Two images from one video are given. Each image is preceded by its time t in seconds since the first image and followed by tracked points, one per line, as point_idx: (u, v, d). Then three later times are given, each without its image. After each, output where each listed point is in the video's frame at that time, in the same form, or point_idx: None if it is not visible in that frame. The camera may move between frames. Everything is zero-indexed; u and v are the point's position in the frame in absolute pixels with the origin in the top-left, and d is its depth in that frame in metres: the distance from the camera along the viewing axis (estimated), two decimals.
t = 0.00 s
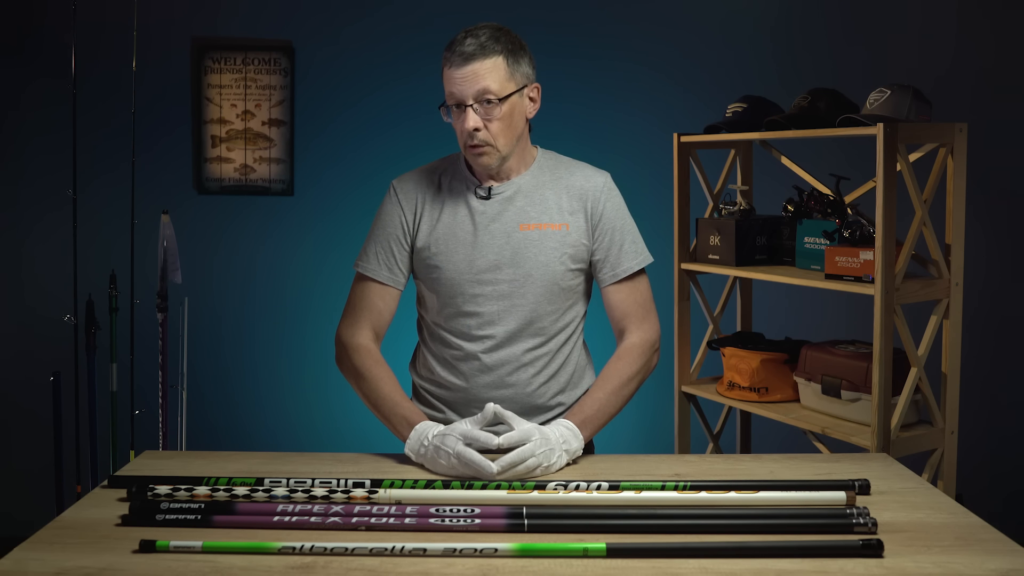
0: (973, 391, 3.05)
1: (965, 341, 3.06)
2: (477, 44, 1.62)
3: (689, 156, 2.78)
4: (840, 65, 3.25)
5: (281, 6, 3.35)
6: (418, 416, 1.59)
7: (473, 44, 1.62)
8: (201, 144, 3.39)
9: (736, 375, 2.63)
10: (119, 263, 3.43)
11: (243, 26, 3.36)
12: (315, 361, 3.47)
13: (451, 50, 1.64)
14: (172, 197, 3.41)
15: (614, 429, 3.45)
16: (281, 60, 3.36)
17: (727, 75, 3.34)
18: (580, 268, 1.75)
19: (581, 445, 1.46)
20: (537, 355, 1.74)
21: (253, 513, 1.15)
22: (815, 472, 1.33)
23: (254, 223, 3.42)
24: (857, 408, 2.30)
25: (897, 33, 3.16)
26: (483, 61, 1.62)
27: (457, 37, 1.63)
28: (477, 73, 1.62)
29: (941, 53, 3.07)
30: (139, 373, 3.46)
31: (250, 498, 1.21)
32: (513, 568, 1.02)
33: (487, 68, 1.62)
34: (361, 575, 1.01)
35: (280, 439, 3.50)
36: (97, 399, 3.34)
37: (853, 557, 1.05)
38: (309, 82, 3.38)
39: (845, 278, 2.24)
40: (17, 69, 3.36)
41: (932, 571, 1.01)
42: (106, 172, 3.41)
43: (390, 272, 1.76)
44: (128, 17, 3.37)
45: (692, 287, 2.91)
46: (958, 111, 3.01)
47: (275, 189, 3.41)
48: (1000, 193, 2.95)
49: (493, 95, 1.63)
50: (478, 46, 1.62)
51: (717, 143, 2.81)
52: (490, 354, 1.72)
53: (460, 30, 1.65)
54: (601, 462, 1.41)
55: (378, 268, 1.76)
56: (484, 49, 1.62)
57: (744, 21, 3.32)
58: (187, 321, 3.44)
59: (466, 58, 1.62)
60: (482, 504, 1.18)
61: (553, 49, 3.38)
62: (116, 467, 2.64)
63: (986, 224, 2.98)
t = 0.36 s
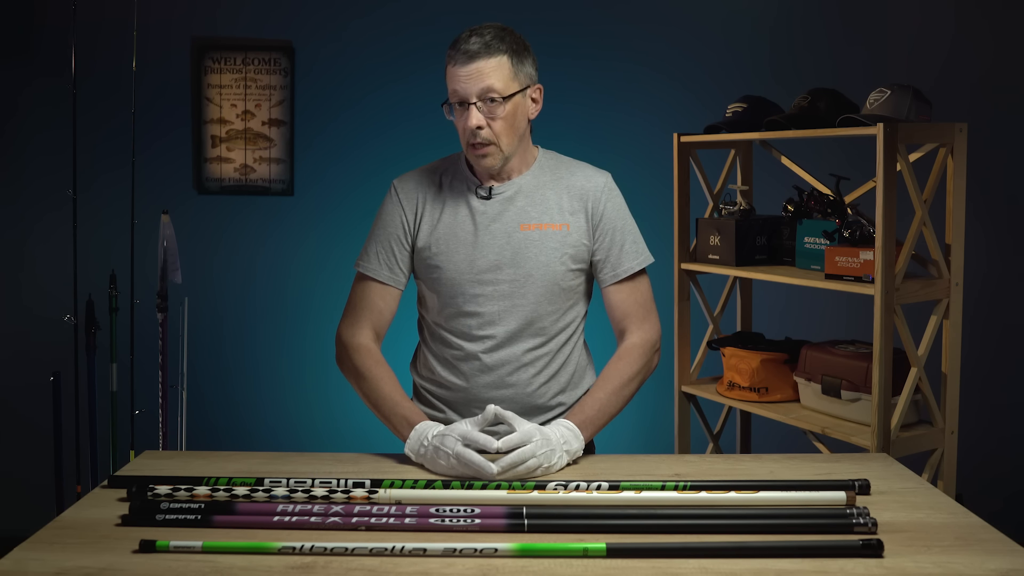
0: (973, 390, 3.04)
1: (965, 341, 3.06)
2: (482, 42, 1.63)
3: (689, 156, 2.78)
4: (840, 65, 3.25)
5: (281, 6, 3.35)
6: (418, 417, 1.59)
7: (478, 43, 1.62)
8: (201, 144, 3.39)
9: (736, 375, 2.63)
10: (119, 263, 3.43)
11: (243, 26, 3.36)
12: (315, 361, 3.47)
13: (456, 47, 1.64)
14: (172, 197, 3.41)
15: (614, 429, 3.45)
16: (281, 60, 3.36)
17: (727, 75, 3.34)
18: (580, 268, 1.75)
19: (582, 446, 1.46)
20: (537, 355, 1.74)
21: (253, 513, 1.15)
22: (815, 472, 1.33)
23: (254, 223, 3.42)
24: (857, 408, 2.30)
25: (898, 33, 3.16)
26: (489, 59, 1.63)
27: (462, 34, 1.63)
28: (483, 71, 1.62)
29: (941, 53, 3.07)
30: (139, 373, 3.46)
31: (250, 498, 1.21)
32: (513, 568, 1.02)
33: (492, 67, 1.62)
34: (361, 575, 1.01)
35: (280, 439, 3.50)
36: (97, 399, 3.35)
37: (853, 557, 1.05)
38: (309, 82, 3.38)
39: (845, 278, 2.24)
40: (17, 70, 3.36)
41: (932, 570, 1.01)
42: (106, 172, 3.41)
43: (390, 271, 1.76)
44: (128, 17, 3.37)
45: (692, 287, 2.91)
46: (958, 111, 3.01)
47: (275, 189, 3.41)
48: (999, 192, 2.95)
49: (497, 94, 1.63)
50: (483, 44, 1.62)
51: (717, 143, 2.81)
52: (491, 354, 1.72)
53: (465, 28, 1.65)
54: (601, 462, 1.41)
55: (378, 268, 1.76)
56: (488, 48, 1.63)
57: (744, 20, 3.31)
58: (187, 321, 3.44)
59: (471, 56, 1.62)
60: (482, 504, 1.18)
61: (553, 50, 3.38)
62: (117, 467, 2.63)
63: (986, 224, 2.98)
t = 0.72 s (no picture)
0: (974, 390, 3.04)
1: (965, 341, 3.05)
2: (500, 39, 1.65)
3: (689, 156, 2.78)
4: (840, 64, 3.25)
5: (281, 6, 3.35)
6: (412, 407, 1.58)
7: (495, 40, 1.64)
8: (201, 144, 3.39)
9: (736, 375, 2.63)
10: (119, 263, 3.43)
11: (243, 26, 3.36)
12: (315, 361, 3.47)
13: (473, 41, 1.65)
14: (172, 197, 3.41)
15: (614, 429, 3.45)
16: (281, 60, 3.36)
17: (727, 75, 3.34)
18: (581, 269, 1.75)
19: (582, 438, 1.47)
20: (537, 356, 1.73)
21: (254, 513, 1.15)
22: (815, 472, 1.33)
23: (254, 223, 3.42)
24: (857, 408, 2.30)
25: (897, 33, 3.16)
26: (505, 56, 1.64)
27: (480, 29, 1.65)
28: (498, 66, 1.63)
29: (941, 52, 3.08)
30: (140, 373, 3.46)
31: (250, 498, 1.21)
32: (513, 568, 1.02)
33: (507, 63, 1.64)
34: (361, 575, 1.01)
35: (280, 439, 3.50)
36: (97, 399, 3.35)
37: (853, 557, 1.05)
38: (308, 82, 3.38)
39: (845, 278, 2.24)
40: (17, 70, 3.36)
41: (932, 570, 1.01)
42: (105, 172, 3.41)
43: (390, 272, 1.76)
44: (128, 17, 3.37)
45: (692, 287, 2.91)
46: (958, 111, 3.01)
47: (275, 189, 3.41)
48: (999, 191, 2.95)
49: (510, 90, 1.64)
50: (501, 41, 1.65)
51: (717, 143, 2.81)
52: (491, 355, 1.73)
53: (481, 26, 1.67)
54: (601, 462, 1.41)
55: (378, 269, 1.76)
56: (505, 46, 1.65)
57: (744, 20, 3.31)
58: (187, 322, 3.44)
59: (487, 51, 1.64)
60: (482, 504, 1.18)
61: (553, 50, 3.38)
62: (117, 467, 2.63)
63: (986, 223, 2.98)
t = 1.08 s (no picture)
0: (974, 390, 3.04)
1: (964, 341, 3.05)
2: (528, 43, 1.64)
3: (689, 156, 2.78)
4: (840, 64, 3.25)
5: (281, 6, 3.35)
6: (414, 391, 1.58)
7: (523, 44, 1.64)
8: (201, 144, 3.39)
9: (736, 375, 2.63)
10: (119, 263, 3.43)
11: (242, 26, 3.36)
12: (315, 361, 3.47)
13: (501, 39, 1.63)
14: (172, 197, 3.41)
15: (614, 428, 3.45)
16: (281, 60, 3.36)
17: (726, 75, 3.34)
18: (581, 269, 1.76)
19: (573, 422, 1.48)
20: (537, 355, 1.73)
21: (254, 513, 1.15)
22: (815, 472, 1.33)
23: (254, 223, 3.42)
24: (857, 408, 2.30)
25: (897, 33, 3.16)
26: (532, 60, 1.64)
27: (509, 29, 1.64)
28: (525, 70, 1.63)
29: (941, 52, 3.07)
30: (140, 373, 3.46)
31: (250, 498, 1.21)
32: (513, 568, 1.02)
33: (533, 68, 1.63)
34: (361, 575, 1.01)
35: (280, 439, 3.50)
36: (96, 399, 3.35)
37: (853, 557, 1.05)
38: (308, 82, 3.38)
39: (845, 278, 2.24)
40: (18, 70, 3.36)
41: (932, 571, 1.01)
42: (105, 172, 3.41)
43: (389, 272, 1.76)
44: (128, 17, 3.37)
45: (692, 287, 2.90)
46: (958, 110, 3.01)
47: (275, 189, 3.41)
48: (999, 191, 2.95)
49: (533, 95, 1.64)
50: (529, 45, 1.64)
51: (717, 143, 2.81)
52: (491, 354, 1.72)
53: (510, 25, 1.65)
54: (601, 462, 1.42)
55: (378, 269, 1.76)
56: (533, 51, 1.64)
57: (744, 20, 3.31)
58: (187, 321, 3.44)
59: (515, 53, 1.63)
60: (482, 504, 1.18)
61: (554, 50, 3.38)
62: (117, 468, 2.62)
63: (986, 222, 2.98)
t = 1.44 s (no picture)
0: (974, 390, 3.04)
1: (964, 341, 3.05)
2: (539, 45, 1.64)
3: (689, 156, 2.78)
4: (840, 64, 3.25)
5: (282, 6, 3.35)
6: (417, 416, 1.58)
7: (535, 46, 1.63)
8: (201, 144, 3.39)
9: (736, 375, 2.63)
10: (119, 263, 3.43)
11: (242, 26, 3.36)
12: (314, 361, 3.47)
13: (511, 41, 1.63)
14: (172, 197, 3.41)
15: (614, 429, 3.45)
16: (281, 60, 3.36)
17: (726, 75, 3.34)
18: (581, 270, 1.76)
19: (577, 442, 1.43)
20: (537, 355, 1.74)
21: (254, 513, 1.15)
22: (815, 472, 1.33)
23: (254, 223, 3.42)
24: (857, 408, 2.30)
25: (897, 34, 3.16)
26: (542, 63, 1.63)
27: (521, 31, 1.63)
28: (535, 72, 1.62)
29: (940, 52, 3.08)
30: (140, 373, 3.46)
31: (250, 498, 1.21)
32: (513, 568, 1.02)
33: (544, 71, 1.63)
34: (361, 575, 1.01)
35: (281, 439, 3.50)
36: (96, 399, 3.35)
37: (853, 557, 1.05)
38: (308, 82, 3.38)
39: (845, 278, 2.24)
40: (17, 70, 3.36)
41: (932, 571, 1.01)
42: (105, 172, 3.41)
43: (393, 271, 1.74)
44: (128, 17, 3.37)
45: (692, 286, 2.90)
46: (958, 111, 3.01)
47: (275, 189, 3.41)
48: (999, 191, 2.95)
49: (542, 97, 1.64)
50: (540, 47, 1.64)
51: (717, 143, 2.81)
52: (491, 354, 1.72)
53: (521, 26, 1.64)
54: (601, 462, 1.41)
55: (382, 268, 1.74)
56: (544, 53, 1.64)
57: (744, 20, 3.31)
58: (187, 322, 3.45)
59: (526, 55, 1.62)
60: (482, 504, 1.18)
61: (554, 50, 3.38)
62: (117, 469, 2.62)
63: (986, 222, 2.98)
